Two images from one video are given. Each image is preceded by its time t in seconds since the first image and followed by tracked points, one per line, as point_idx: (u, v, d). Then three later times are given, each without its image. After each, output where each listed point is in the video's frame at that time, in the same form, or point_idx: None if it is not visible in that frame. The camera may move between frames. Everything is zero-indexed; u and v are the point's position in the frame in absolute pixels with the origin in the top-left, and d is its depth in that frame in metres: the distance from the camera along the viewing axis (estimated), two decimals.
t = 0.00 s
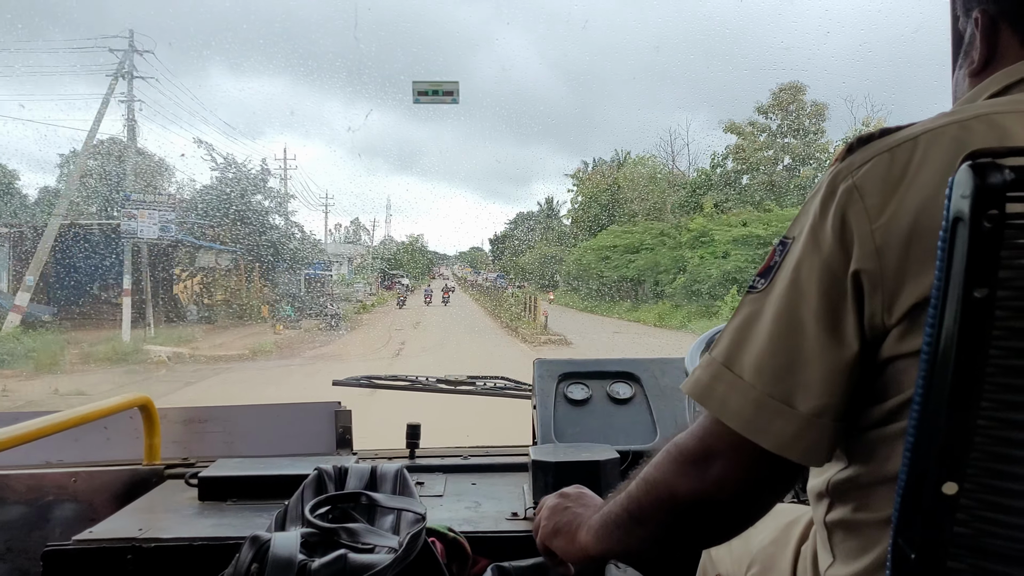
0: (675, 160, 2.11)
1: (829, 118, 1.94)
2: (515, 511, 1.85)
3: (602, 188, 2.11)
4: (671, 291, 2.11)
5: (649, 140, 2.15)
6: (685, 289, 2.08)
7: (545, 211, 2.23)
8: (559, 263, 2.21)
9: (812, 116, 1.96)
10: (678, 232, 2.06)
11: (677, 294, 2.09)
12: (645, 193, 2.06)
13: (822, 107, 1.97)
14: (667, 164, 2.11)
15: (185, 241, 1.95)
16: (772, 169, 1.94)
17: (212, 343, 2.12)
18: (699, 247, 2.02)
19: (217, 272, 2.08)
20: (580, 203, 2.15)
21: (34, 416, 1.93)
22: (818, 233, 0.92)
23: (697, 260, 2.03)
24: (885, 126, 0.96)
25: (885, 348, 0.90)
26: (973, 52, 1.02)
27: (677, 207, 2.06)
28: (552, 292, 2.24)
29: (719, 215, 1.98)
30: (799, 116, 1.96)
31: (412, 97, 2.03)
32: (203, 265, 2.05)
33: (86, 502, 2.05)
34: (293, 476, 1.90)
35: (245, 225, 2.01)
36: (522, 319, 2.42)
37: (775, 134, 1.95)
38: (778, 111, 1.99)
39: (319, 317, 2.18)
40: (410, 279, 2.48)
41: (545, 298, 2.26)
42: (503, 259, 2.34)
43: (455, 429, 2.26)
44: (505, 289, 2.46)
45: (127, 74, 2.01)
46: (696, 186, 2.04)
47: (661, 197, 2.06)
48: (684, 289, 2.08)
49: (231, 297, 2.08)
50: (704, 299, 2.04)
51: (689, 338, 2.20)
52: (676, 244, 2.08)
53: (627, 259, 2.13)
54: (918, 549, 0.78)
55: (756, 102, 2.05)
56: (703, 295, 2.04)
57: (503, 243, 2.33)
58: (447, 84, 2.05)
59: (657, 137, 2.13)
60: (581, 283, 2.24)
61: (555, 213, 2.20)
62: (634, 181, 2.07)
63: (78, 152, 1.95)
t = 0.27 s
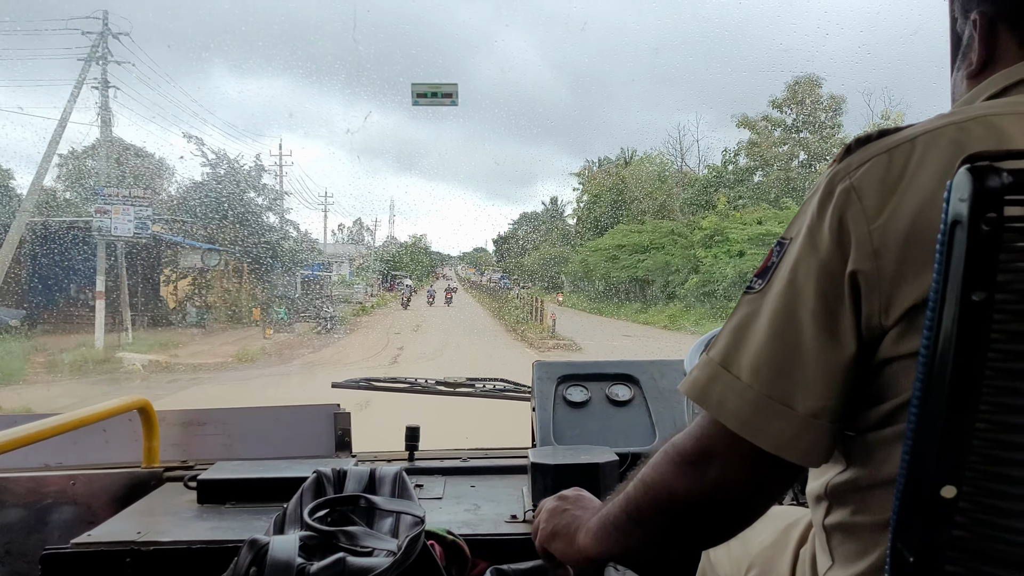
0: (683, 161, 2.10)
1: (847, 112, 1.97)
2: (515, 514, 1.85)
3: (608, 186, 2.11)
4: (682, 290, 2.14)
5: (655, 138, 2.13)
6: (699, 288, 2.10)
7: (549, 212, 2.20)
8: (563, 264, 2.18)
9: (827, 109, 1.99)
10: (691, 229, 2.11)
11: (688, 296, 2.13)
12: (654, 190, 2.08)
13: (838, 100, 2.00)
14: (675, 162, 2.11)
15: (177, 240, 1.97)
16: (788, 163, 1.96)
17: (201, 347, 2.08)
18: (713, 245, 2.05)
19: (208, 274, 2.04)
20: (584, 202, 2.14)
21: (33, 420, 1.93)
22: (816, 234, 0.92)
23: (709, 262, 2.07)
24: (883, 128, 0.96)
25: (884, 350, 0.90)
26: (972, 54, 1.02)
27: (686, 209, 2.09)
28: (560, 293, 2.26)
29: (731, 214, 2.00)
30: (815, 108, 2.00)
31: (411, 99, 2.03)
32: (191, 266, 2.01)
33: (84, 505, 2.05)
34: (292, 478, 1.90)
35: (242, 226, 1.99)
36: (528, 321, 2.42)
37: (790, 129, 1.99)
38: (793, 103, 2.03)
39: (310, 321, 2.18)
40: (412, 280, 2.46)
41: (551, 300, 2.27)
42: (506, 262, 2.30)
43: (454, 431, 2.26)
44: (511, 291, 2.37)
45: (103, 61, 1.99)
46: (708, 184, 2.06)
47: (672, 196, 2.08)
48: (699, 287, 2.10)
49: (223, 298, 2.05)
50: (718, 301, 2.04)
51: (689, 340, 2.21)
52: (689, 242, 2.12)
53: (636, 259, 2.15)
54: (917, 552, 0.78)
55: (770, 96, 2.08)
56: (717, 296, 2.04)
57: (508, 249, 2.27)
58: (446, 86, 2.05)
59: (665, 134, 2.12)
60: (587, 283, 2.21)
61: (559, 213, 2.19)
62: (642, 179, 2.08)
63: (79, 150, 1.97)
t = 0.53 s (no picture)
0: (692, 159, 2.18)
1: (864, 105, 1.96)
2: (513, 516, 1.84)
3: (616, 182, 2.20)
4: (689, 286, 2.24)
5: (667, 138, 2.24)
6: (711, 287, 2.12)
7: (554, 212, 2.35)
8: (570, 264, 2.33)
9: (845, 102, 2.00)
10: (703, 226, 2.13)
11: (700, 295, 2.16)
12: (663, 187, 2.17)
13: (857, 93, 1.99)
14: (684, 159, 2.19)
15: (170, 239, 1.97)
16: (805, 157, 1.94)
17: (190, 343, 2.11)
18: (727, 244, 2.05)
19: (196, 273, 2.05)
20: (588, 202, 2.29)
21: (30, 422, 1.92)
22: (813, 236, 0.92)
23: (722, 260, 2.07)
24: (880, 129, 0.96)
25: (882, 352, 0.89)
26: (967, 55, 1.02)
27: (695, 208, 2.14)
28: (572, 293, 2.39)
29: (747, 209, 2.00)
30: (833, 102, 2.01)
31: (410, 101, 2.03)
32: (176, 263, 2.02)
33: (82, 508, 2.04)
34: (291, 481, 1.90)
35: (240, 226, 2.02)
36: (535, 324, 2.47)
37: (806, 122, 1.99)
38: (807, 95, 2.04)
39: (303, 324, 2.31)
40: (414, 280, 2.51)
41: (560, 301, 2.39)
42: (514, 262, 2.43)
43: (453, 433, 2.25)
44: (515, 291, 2.50)
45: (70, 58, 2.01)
46: (719, 181, 2.10)
47: (683, 192, 2.15)
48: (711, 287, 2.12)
49: (208, 297, 2.08)
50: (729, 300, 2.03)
51: (688, 341, 2.21)
52: (704, 240, 2.14)
53: (643, 259, 2.29)
54: (917, 554, 0.78)
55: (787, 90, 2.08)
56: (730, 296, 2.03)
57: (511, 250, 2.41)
58: (445, 88, 2.05)
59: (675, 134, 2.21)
60: (593, 282, 2.37)
61: (564, 213, 2.34)
62: (649, 176, 2.18)
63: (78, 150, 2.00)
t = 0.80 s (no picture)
0: (701, 156, 2.17)
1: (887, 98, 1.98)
2: (513, 516, 1.84)
3: (624, 178, 2.17)
4: (700, 287, 2.18)
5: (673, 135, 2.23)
6: (727, 286, 2.05)
7: (559, 210, 2.29)
8: (576, 264, 2.29)
9: (864, 94, 2.01)
10: (717, 224, 2.10)
11: (715, 295, 2.09)
12: (671, 186, 2.13)
13: (878, 84, 2.01)
14: (692, 156, 2.18)
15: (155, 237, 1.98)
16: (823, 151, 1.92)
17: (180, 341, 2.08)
18: (743, 243, 2.01)
19: (179, 272, 2.03)
20: (594, 201, 2.21)
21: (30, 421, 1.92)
22: (815, 236, 0.92)
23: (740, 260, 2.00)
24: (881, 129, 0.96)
25: (884, 352, 0.90)
26: (966, 56, 1.02)
27: (705, 204, 2.11)
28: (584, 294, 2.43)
29: (762, 206, 1.97)
30: (852, 95, 1.99)
31: (409, 100, 2.03)
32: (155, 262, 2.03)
33: (81, 507, 2.04)
34: (291, 480, 1.89)
35: (228, 223, 2.00)
36: (542, 326, 2.54)
37: (824, 115, 1.97)
38: (826, 89, 2.00)
39: (293, 326, 2.17)
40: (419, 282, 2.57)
41: (568, 302, 2.43)
42: (518, 264, 2.49)
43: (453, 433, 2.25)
44: (517, 291, 2.58)
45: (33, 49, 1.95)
46: (733, 178, 2.09)
47: (692, 192, 2.13)
48: (728, 285, 2.04)
49: (187, 297, 2.04)
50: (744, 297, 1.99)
51: (688, 342, 2.21)
52: (717, 238, 2.11)
53: (654, 260, 2.25)
54: (920, 552, 0.78)
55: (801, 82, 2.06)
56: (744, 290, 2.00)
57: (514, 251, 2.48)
58: (445, 87, 2.05)
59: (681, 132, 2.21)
60: (602, 283, 2.36)
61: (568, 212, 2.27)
62: (657, 175, 2.14)
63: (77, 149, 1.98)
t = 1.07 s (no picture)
0: (710, 153, 2.12)
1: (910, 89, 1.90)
2: (511, 515, 1.84)
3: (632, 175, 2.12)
4: (716, 287, 2.05)
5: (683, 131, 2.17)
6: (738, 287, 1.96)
7: (561, 209, 2.25)
8: (582, 263, 2.21)
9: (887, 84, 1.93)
10: (733, 220, 2.01)
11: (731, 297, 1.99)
12: (679, 182, 2.09)
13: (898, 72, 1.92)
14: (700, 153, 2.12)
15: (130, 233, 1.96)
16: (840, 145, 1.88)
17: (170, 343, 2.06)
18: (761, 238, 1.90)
19: (156, 271, 2.01)
20: (598, 199, 2.18)
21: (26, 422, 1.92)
22: (813, 234, 0.92)
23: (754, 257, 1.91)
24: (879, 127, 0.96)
25: (880, 350, 0.90)
26: (968, 55, 1.03)
27: (715, 201, 2.06)
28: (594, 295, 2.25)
29: (779, 203, 1.89)
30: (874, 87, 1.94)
31: (406, 99, 2.03)
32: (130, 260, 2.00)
33: (79, 507, 2.04)
34: (288, 480, 1.89)
35: (211, 221, 1.97)
36: (550, 328, 2.36)
37: (841, 107, 1.95)
38: (844, 79, 1.98)
39: (289, 328, 2.17)
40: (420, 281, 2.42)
41: (578, 303, 2.26)
42: (522, 263, 2.33)
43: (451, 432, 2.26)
44: (524, 290, 2.37)
45: None
46: (746, 173, 2.01)
47: (699, 190, 2.09)
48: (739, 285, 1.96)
49: (165, 300, 2.01)
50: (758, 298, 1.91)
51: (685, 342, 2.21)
52: (732, 235, 2.02)
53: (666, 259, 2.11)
54: (914, 551, 0.78)
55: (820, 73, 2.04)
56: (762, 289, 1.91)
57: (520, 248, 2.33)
58: (441, 87, 2.05)
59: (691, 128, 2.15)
60: (609, 282, 2.21)
61: (572, 210, 2.23)
62: (665, 171, 2.09)
63: (75, 147, 1.97)
